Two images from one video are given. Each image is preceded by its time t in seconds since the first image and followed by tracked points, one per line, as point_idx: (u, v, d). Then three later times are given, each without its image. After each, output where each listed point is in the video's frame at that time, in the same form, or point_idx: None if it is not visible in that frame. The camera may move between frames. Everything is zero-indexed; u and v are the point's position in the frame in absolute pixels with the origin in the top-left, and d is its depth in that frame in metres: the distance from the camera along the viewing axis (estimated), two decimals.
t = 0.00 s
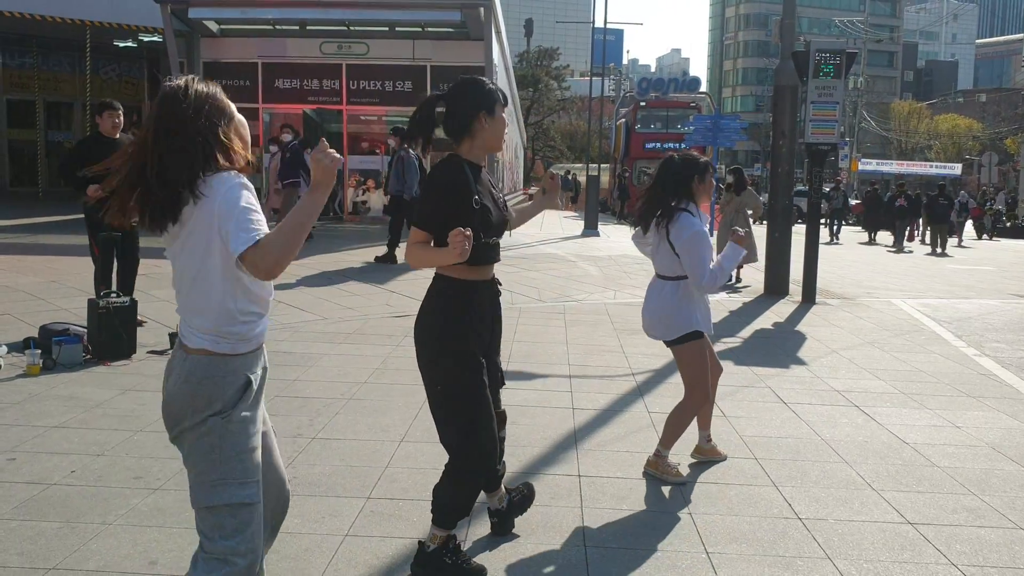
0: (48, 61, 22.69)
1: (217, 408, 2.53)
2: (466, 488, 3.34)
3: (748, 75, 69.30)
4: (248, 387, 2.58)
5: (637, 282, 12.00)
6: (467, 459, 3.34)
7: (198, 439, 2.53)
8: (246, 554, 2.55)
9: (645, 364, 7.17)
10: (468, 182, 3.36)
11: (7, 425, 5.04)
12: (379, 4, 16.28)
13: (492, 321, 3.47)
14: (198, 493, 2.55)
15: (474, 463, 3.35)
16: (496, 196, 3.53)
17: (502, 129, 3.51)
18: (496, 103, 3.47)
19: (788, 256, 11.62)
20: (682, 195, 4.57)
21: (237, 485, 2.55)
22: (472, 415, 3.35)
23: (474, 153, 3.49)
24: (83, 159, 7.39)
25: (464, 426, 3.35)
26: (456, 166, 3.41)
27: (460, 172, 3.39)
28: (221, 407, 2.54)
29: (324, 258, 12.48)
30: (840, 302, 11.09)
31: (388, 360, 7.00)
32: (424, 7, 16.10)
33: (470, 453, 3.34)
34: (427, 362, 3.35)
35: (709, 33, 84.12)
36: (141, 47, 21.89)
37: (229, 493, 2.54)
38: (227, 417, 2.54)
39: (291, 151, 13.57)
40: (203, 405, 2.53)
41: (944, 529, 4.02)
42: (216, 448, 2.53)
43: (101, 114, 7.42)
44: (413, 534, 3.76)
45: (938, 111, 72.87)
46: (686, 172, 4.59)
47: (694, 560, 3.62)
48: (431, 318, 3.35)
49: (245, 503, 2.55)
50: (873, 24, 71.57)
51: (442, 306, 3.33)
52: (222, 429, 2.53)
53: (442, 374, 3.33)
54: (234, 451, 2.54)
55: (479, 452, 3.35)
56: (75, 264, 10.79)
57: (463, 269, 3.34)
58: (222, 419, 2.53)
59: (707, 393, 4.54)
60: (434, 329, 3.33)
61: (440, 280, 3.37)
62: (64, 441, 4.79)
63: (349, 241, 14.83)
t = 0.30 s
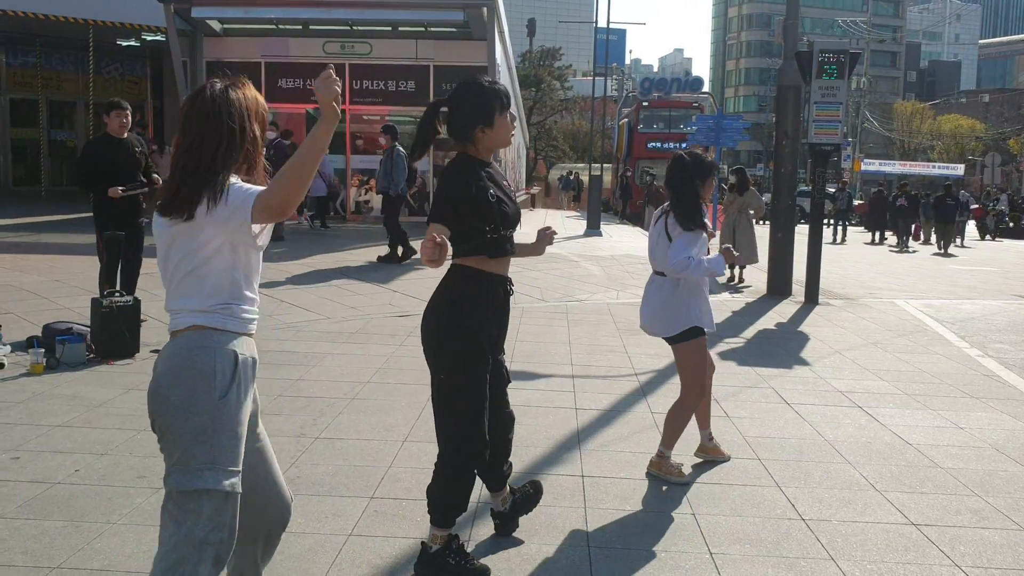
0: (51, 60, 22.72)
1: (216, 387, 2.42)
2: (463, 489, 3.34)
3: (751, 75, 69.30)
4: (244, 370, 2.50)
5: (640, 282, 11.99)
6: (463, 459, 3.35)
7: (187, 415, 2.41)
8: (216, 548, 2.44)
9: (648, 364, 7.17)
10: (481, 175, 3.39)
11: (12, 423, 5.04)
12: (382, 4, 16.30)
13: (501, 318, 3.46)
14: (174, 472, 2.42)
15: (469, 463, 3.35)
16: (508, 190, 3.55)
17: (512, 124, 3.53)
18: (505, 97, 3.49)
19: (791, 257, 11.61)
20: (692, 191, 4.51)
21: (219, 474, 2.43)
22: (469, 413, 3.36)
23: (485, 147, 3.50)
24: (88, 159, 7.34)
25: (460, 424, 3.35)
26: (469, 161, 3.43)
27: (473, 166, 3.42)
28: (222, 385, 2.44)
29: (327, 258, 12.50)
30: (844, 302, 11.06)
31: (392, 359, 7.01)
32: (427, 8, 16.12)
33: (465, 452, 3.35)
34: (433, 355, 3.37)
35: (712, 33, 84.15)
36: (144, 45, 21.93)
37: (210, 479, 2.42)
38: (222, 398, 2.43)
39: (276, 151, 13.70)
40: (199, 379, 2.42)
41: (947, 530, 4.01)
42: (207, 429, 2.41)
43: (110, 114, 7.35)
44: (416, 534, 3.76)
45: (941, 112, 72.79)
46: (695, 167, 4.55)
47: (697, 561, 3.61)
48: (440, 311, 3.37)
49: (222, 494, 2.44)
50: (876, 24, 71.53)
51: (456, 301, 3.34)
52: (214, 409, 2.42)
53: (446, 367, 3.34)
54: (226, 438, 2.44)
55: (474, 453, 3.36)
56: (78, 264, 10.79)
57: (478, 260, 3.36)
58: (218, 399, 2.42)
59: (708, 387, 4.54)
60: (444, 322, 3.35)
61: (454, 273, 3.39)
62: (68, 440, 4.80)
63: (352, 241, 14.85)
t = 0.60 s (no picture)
0: (52, 60, 22.74)
1: (182, 369, 2.57)
2: (469, 485, 3.35)
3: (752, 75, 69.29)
4: (220, 356, 2.60)
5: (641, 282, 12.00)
6: (471, 455, 3.35)
7: (164, 397, 2.59)
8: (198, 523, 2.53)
9: (648, 365, 7.18)
10: (495, 182, 3.40)
11: (13, 423, 5.05)
12: (384, 4, 16.32)
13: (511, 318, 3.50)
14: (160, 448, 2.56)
15: (476, 460, 3.36)
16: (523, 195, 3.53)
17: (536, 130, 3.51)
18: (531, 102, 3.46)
19: (792, 257, 11.61)
20: (667, 190, 4.49)
21: (199, 454, 2.53)
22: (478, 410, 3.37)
23: (510, 150, 3.49)
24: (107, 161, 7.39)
25: (469, 421, 3.36)
26: (489, 163, 3.43)
27: (492, 170, 3.43)
28: (189, 368, 2.58)
29: (328, 257, 12.52)
30: (845, 303, 11.05)
31: (392, 359, 7.01)
32: (428, 8, 16.14)
33: (470, 448, 3.35)
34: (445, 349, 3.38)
35: (713, 34, 84.16)
36: (146, 45, 21.95)
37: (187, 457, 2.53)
38: (192, 381, 2.57)
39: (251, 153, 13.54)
40: (171, 364, 2.59)
41: (946, 530, 4.02)
42: (177, 411, 2.56)
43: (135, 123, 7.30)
44: (416, 534, 3.76)
45: (942, 113, 72.70)
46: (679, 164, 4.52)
47: (696, 561, 3.62)
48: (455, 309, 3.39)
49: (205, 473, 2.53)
50: (877, 25, 71.54)
51: (463, 303, 3.38)
52: (184, 390, 2.56)
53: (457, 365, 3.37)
54: (202, 420, 2.54)
55: (480, 448, 3.36)
56: (78, 263, 10.80)
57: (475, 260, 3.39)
58: (187, 380, 2.57)
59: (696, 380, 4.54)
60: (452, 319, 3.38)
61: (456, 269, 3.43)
62: (69, 439, 4.80)
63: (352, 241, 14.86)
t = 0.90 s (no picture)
0: (55, 59, 22.80)
1: (157, 368, 2.62)
2: (477, 468, 3.56)
3: (754, 74, 69.25)
4: (188, 352, 2.62)
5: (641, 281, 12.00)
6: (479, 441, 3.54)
7: (150, 396, 2.66)
8: (200, 504, 2.65)
9: (649, 364, 7.18)
10: (527, 200, 3.50)
11: (14, 422, 5.06)
12: (385, 3, 16.34)
13: (515, 307, 3.53)
14: (154, 441, 2.65)
15: (482, 446, 3.55)
16: (552, 212, 3.63)
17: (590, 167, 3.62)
18: (593, 134, 3.56)
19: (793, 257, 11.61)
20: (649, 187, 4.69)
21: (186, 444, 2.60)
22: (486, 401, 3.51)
23: (560, 175, 3.58)
24: (142, 166, 7.09)
25: (477, 411, 3.52)
26: (530, 183, 3.53)
27: (531, 189, 3.53)
28: (164, 366, 2.62)
29: (330, 255, 12.52)
30: (846, 303, 11.03)
31: (393, 359, 7.02)
32: (430, 7, 16.15)
33: (477, 435, 3.54)
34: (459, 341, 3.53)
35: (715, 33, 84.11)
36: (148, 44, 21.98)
37: (175, 448, 2.61)
38: (166, 379, 2.61)
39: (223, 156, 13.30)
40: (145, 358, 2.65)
41: (947, 531, 4.02)
42: (161, 407, 2.63)
43: (172, 127, 7.02)
44: (416, 533, 3.77)
45: (944, 112, 72.60)
46: (662, 159, 4.68)
47: (696, 560, 3.62)
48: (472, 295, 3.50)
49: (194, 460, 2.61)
50: (879, 24, 71.45)
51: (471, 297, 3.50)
52: (163, 388, 2.62)
53: (470, 355, 3.51)
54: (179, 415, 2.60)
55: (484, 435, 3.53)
56: (80, 262, 10.81)
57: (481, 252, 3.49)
58: (162, 379, 2.61)
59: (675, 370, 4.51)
60: (470, 313, 3.48)
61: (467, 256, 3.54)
62: (71, 438, 4.81)
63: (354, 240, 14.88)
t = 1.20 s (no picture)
0: (57, 59, 22.80)
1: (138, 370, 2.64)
2: (479, 450, 3.77)
3: (754, 75, 69.30)
4: (168, 355, 2.63)
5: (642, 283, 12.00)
6: (479, 429, 3.73)
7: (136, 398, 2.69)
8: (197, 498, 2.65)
9: (649, 365, 7.19)
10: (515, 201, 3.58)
11: (15, 421, 5.07)
12: (386, 4, 16.36)
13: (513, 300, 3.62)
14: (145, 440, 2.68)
15: (485, 432, 3.74)
16: (538, 208, 3.70)
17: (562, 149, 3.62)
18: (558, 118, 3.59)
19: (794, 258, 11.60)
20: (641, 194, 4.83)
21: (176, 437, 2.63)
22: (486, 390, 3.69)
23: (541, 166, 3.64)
24: (160, 163, 7.41)
25: (478, 402, 3.71)
26: (513, 183, 3.60)
27: (516, 188, 3.61)
28: (145, 368, 2.65)
29: (330, 256, 12.54)
30: (847, 304, 11.04)
31: (394, 359, 7.03)
32: (430, 8, 16.18)
33: (476, 422, 3.73)
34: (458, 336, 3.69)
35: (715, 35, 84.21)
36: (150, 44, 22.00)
37: (165, 445, 2.63)
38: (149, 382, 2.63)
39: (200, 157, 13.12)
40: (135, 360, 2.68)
41: (947, 532, 4.01)
42: (147, 408, 2.65)
43: (187, 124, 7.34)
44: (416, 534, 3.77)
45: (945, 113, 72.59)
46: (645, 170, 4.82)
47: (696, 562, 3.62)
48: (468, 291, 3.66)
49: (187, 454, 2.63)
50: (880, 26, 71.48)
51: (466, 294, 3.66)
52: (146, 391, 2.65)
53: (469, 348, 3.66)
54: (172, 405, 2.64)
55: (485, 421, 3.73)
56: (81, 262, 10.82)
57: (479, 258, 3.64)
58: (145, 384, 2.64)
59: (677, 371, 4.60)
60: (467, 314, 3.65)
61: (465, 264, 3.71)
62: (71, 438, 4.81)
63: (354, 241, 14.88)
